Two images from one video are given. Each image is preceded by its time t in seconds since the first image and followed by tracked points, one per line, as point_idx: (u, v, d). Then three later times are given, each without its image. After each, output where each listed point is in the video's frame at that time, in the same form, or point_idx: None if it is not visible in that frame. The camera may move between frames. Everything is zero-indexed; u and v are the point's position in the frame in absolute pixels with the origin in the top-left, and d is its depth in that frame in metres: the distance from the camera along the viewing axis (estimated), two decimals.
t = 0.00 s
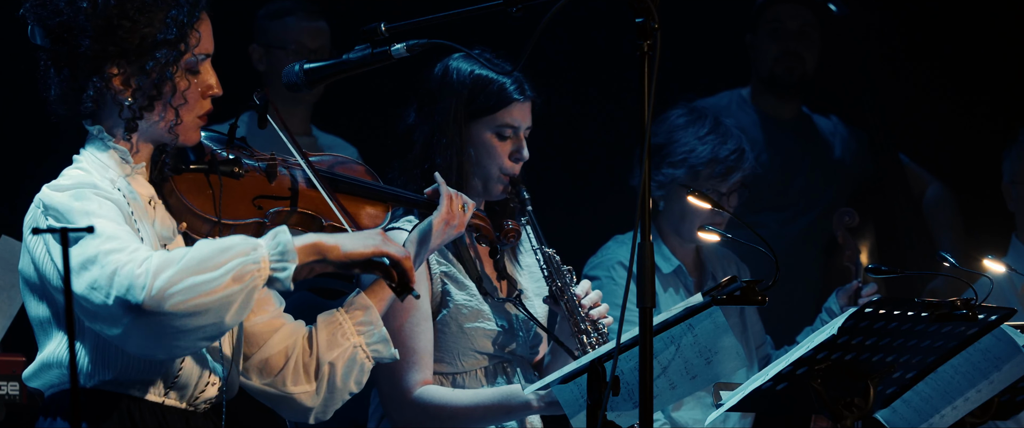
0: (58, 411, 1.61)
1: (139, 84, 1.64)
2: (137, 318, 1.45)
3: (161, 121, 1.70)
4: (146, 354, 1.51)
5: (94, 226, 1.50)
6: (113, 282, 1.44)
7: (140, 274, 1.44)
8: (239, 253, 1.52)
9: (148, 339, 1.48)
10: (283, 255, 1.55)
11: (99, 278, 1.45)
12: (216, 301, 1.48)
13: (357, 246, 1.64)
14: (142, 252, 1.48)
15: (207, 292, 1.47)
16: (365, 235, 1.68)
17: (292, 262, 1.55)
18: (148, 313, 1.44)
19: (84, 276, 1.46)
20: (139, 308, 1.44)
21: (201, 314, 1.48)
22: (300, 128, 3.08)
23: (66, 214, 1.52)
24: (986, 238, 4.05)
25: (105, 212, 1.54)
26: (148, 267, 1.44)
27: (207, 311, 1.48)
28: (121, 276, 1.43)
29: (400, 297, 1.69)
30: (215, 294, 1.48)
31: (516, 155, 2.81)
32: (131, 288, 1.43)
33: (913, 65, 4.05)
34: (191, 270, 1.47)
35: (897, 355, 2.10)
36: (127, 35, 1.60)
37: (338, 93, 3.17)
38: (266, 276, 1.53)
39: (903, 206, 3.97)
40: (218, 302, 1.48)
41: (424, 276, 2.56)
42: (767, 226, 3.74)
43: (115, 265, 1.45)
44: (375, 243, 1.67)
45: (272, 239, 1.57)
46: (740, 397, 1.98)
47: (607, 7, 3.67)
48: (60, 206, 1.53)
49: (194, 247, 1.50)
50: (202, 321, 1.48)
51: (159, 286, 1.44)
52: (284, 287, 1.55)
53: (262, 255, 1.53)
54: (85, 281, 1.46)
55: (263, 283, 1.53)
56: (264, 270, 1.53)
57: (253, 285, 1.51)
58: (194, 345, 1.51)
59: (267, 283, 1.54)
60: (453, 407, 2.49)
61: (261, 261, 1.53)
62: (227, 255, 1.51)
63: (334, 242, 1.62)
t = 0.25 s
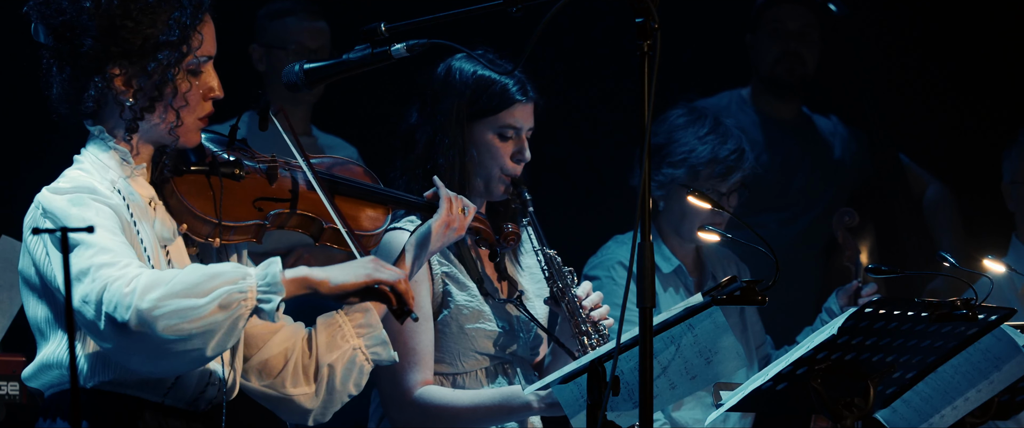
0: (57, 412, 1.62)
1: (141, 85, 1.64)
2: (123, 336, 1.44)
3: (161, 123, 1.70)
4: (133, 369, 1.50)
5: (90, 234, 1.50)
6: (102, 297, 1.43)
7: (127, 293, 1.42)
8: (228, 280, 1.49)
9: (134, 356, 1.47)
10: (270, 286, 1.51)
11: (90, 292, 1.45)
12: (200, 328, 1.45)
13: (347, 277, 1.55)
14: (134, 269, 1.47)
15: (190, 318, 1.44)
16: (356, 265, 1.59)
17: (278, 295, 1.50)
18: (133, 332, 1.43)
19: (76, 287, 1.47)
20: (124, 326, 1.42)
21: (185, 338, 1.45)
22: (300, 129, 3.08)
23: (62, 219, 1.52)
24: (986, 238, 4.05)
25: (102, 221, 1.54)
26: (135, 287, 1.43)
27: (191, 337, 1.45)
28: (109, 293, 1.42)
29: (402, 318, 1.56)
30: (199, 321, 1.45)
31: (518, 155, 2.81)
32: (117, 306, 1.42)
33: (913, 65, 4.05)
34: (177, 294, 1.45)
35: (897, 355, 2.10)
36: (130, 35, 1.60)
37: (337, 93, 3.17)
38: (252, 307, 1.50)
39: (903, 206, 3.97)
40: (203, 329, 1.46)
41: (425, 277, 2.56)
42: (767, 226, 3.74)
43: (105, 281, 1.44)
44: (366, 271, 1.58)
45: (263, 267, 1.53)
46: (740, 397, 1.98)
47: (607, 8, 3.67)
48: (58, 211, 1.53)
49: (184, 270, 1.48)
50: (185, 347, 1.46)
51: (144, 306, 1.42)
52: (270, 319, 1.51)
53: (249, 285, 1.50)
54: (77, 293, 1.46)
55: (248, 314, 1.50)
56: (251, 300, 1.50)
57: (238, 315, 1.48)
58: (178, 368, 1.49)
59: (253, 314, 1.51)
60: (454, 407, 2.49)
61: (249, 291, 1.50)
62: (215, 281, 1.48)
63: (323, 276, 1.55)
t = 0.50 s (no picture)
0: (58, 412, 1.61)
1: (143, 86, 1.64)
2: (114, 331, 1.44)
3: (165, 123, 1.70)
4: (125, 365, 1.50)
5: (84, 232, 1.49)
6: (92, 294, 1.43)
7: (116, 288, 1.43)
8: (216, 274, 1.49)
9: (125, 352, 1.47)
10: (257, 277, 1.51)
11: (81, 289, 1.45)
12: (189, 322, 1.46)
13: (334, 267, 1.58)
14: (124, 265, 1.47)
15: (178, 312, 1.44)
16: (343, 255, 1.62)
17: (265, 285, 1.50)
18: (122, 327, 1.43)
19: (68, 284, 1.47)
20: (114, 322, 1.43)
21: (174, 333, 1.45)
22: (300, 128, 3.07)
23: (59, 217, 1.52)
24: (986, 238, 4.05)
25: (96, 218, 1.53)
26: (124, 283, 1.43)
27: (180, 331, 1.46)
28: (99, 290, 1.43)
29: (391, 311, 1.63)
30: (188, 315, 1.45)
31: (517, 156, 2.80)
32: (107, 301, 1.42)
33: (913, 65, 4.05)
34: (165, 289, 1.45)
35: (897, 354, 2.10)
36: (132, 35, 1.61)
37: (337, 93, 3.17)
38: (240, 299, 1.50)
39: (903, 206, 3.97)
40: (191, 323, 1.46)
41: (421, 277, 2.57)
42: (767, 226, 3.74)
43: (95, 278, 1.44)
44: (354, 262, 1.61)
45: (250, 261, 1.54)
46: (740, 397, 1.98)
47: (607, 8, 3.67)
48: (53, 211, 1.52)
49: (173, 264, 1.48)
50: (175, 341, 1.46)
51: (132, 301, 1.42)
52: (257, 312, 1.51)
53: (236, 278, 1.50)
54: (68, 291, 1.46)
55: (236, 307, 1.50)
56: (239, 293, 1.50)
57: (226, 308, 1.48)
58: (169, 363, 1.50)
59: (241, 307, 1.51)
60: (450, 406, 2.48)
61: (236, 282, 1.50)
62: (203, 275, 1.48)
63: (309, 266, 1.56)
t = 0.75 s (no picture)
0: (58, 412, 1.61)
1: (138, 85, 1.64)
2: (118, 312, 1.43)
3: (160, 122, 1.70)
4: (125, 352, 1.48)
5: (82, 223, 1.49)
6: (92, 277, 1.43)
7: (119, 268, 1.43)
8: (217, 246, 1.51)
9: (126, 336, 1.46)
10: (260, 248, 1.54)
11: (79, 274, 1.44)
12: (194, 295, 1.47)
13: (334, 243, 1.68)
14: (122, 248, 1.47)
15: (183, 285, 1.45)
16: (344, 232, 1.72)
17: (268, 255, 1.54)
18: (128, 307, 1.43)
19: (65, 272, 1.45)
20: (117, 302, 1.42)
21: (181, 307, 1.46)
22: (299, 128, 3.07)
23: (59, 212, 1.52)
24: (986, 238, 4.05)
25: (95, 210, 1.53)
26: (126, 261, 1.43)
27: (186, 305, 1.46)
28: (100, 271, 1.42)
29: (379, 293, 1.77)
30: (193, 287, 1.46)
31: (519, 157, 2.81)
32: (110, 281, 1.41)
33: (913, 65, 4.05)
34: (169, 263, 1.46)
35: (897, 355, 2.10)
36: (129, 34, 1.61)
37: (337, 93, 3.16)
38: (243, 270, 1.52)
39: (903, 206, 3.97)
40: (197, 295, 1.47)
41: (423, 277, 2.57)
42: (767, 226, 3.74)
43: (94, 260, 1.44)
44: (353, 241, 1.71)
45: (248, 234, 1.56)
46: (740, 397, 1.98)
47: (607, 8, 3.67)
48: (53, 205, 1.52)
49: (173, 241, 1.49)
50: (179, 317, 1.46)
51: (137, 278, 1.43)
52: (261, 282, 1.54)
53: (238, 248, 1.52)
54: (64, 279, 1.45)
55: (240, 278, 1.52)
56: (242, 263, 1.52)
57: (231, 278, 1.50)
58: (172, 343, 1.49)
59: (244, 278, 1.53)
60: (450, 408, 2.48)
61: (238, 254, 1.52)
62: (204, 248, 1.50)
63: (310, 238, 1.66)
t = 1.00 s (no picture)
0: (58, 411, 1.62)
1: (134, 84, 1.65)
2: (139, 291, 1.46)
3: (156, 121, 1.70)
4: (143, 333, 1.50)
5: (85, 215, 1.51)
6: (107, 259, 1.44)
7: (135, 247, 1.45)
8: (226, 216, 1.55)
9: (145, 315, 1.48)
10: (269, 213, 1.59)
11: (92, 258, 1.45)
12: (212, 263, 1.51)
13: (337, 211, 1.71)
14: (132, 229, 1.49)
15: (200, 255, 1.49)
16: (345, 203, 1.75)
17: (279, 219, 1.59)
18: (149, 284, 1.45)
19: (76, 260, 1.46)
20: (137, 279, 1.45)
21: (200, 278, 1.50)
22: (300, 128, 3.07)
23: (60, 208, 1.52)
24: (986, 238, 4.05)
25: (99, 201, 1.55)
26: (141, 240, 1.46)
27: (205, 275, 1.50)
28: (116, 251, 1.44)
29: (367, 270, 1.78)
30: (210, 256, 1.50)
31: (521, 158, 2.81)
32: (129, 261, 1.44)
33: (913, 65, 4.05)
34: (183, 237, 1.50)
35: (897, 355, 2.10)
36: (125, 33, 1.61)
37: (337, 93, 3.16)
38: (255, 236, 1.57)
39: (903, 206, 3.96)
40: (215, 265, 1.51)
41: (424, 277, 2.56)
42: (767, 226, 3.74)
43: (108, 243, 1.46)
44: (356, 212, 1.75)
45: (253, 202, 1.61)
46: (740, 397, 1.98)
47: (607, 8, 3.67)
48: (55, 201, 1.53)
49: (182, 217, 1.53)
50: (199, 288, 1.50)
51: (155, 255, 1.46)
52: (273, 245, 1.59)
53: (248, 216, 1.57)
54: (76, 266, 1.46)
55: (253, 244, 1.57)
56: (253, 230, 1.56)
57: (245, 244, 1.54)
58: (191, 315, 1.52)
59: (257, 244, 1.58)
60: (450, 409, 2.48)
61: (249, 222, 1.57)
62: (214, 219, 1.54)
63: (316, 203, 1.69)
